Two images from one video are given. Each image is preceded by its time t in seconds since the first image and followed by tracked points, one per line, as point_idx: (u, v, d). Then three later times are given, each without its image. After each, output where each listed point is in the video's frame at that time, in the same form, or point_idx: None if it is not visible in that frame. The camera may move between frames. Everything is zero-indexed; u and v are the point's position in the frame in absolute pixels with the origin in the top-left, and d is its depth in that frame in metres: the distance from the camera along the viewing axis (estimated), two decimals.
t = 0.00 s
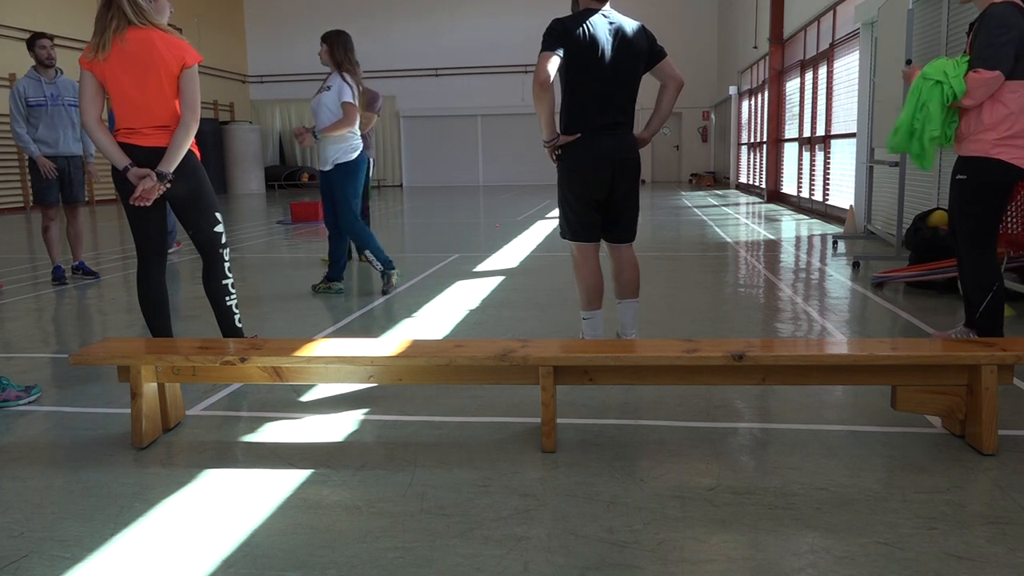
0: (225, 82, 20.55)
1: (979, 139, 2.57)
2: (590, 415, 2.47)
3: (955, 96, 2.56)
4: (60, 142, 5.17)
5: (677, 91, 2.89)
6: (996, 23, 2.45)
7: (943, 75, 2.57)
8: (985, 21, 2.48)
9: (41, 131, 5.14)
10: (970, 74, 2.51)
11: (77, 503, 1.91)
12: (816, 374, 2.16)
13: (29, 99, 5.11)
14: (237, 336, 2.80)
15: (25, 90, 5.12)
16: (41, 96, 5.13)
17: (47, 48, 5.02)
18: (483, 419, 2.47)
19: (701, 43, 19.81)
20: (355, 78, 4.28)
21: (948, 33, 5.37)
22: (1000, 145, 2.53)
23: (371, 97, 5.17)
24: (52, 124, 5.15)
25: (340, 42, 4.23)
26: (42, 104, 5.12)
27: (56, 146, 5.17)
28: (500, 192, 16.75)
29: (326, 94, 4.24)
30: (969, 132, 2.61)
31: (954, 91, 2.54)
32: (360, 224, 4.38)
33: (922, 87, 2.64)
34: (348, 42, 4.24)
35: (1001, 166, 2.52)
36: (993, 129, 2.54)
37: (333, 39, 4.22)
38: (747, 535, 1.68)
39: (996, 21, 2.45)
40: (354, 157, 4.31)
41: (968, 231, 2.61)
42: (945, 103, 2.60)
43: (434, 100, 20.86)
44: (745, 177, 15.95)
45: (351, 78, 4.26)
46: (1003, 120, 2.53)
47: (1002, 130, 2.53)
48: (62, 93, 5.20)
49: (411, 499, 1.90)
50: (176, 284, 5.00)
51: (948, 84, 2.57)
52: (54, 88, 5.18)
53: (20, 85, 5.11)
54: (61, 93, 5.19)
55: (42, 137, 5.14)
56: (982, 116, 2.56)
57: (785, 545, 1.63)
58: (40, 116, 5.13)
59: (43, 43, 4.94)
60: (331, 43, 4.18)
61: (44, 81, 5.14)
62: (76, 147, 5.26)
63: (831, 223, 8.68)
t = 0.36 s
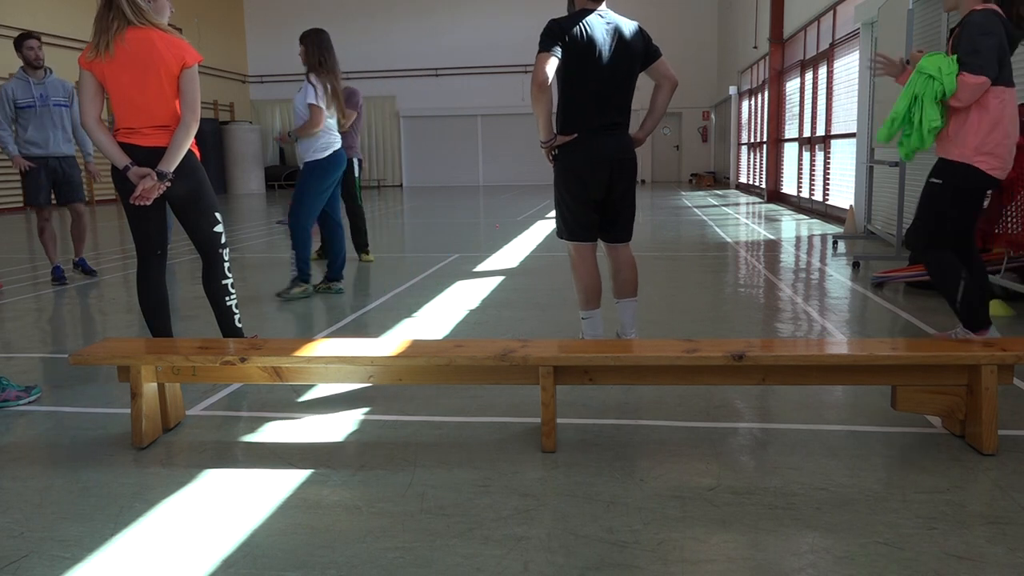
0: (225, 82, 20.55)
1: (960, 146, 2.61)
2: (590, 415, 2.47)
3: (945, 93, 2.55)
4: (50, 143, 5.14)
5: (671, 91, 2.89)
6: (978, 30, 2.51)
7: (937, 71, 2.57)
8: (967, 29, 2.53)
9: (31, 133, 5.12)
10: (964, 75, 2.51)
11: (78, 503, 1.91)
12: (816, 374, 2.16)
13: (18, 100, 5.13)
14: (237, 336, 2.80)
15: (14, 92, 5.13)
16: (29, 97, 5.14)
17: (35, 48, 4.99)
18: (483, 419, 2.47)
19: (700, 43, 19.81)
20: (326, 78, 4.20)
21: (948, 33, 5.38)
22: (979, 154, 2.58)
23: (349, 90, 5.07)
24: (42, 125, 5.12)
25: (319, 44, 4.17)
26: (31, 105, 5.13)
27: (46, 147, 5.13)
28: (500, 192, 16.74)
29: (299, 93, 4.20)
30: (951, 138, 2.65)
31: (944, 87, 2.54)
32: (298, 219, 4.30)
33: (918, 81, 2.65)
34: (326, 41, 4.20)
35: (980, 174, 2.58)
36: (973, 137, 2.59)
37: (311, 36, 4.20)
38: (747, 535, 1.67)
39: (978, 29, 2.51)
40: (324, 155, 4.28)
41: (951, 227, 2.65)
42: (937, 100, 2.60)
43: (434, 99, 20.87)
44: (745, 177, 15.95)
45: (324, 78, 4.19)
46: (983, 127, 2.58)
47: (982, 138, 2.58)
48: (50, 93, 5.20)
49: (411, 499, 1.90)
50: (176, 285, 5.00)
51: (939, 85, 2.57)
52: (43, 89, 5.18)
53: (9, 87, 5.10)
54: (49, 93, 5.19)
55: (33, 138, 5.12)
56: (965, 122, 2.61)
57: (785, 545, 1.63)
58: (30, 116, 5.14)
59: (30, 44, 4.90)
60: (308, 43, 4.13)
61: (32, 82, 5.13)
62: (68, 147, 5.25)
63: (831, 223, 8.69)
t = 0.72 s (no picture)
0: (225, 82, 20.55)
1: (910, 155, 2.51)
2: (590, 415, 2.47)
3: (908, 109, 2.41)
4: (49, 143, 5.14)
5: (671, 91, 2.89)
6: (931, 43, 2.40)
7: (894, 87, 2.40)
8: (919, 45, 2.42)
9: (29, 132, 5.11)
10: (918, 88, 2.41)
11: (78, 503, 1.91)
12: (816, 374, 2.16)
13: (14, 100, 5.12)
14: (237, 336, 2.80)
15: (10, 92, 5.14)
16: (26, 97, 5.15)
17: (29, 48, 5.01)
18: (484, 419, 2.47)
19: (700, 43, 19.81)
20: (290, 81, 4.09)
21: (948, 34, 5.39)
22: (928, 162, 2.49)
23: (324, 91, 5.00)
24: (40, 124, 5.12)
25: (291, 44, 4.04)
26: (28, 104, 5.14)
27: (45, 146, 5.14)
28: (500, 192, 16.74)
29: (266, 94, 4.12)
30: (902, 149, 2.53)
31: (906, 104, 2.39)
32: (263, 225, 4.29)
33: (871, 100, 2.44)
34: (299, 42, 4.06)
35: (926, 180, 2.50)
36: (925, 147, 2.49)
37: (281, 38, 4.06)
38: (747, 535, 1.67)
39: (933, 41, 2.40)
40: (285, 156, 4.22)
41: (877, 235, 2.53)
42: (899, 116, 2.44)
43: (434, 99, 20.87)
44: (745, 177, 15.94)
45: (289, 82, 4.09)
46: (933, 139, 2.49)
47: (934, 145, 2.48)
48: (45, 92, 5.22)
49: (411, 499, 1.90)
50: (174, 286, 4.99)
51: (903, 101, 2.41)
52: (39, 88, 5.20)
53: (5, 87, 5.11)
54: (45, 92, 5.21)
55: (31, 137, 5.11)
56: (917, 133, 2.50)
57: (785, 546, 1.63)
58: (27, 115, 5.13)
59: (25, 43, 4.92)
60: (280, 42, 4.01)
61: (28, 82, 5.15)
62: (68, 145, 5.25)
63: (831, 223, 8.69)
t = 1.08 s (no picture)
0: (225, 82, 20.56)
1: (842, 144, 2.68)
2: (590, 415, 2.47)
3: (839, 100, 2.58)
4: (52, 143, 5.13)
5: (673, 90, 2.89)
6: (858, 36, 2.60)
7: (828, 77, 2.57)
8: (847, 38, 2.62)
9: (31, 132, 5.10)
10: (849, 80, 2.60)
11: (79, 503, 1.91)
12: (816, 374, 2.16)
13: (17, 101, 5.13)
14: (237, 336, 2.80)
15: (12, 93, 5.14)
16: (28, 97, 5.16)
17: (31, 48, 5.01)
18: (484, 419, 2.47)
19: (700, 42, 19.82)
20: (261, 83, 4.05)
21: (948, 35, 5.40)
22: (865, 151, 2.69)
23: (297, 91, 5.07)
24: (43, 125, 5.12)
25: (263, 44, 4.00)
26: (30, 105, 5.15)
27: (48, 147, 5.12)
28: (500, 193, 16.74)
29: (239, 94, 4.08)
30: (832, 138, 2.69)
31: (839, 94, 2.56)
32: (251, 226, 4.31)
33: (803, 87, 2.60)
34: (270, 41, 4.02)
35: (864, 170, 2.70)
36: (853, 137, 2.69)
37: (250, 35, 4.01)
38: (746, 535, 1.67)
39: (860, 34, 2.60)
40: (259, 154, 4.20)
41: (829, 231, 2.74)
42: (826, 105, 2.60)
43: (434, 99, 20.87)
44: (745, 177, 15.92)
45: (262, 84, 4.05)
46: (861, 129, 2.68)
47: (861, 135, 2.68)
48: (47, 92, 5.23)
49: (411, 499, 1.90)
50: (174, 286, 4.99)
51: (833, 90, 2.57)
52: (41, 88, 5.21)
53: (7, 89, 5.11)
54: (47, 92, 5.22)
55: (33, 137, 5.10)
56: (847, 123, 2.67)
57: (785, 546, 1.63)
58: (30, 116, 5.15)
59: (25, 43, 4.93)
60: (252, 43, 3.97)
61: (30, 82, 5.16)
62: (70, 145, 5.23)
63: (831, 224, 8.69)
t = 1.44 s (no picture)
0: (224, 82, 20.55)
1: (805, 143, 2.71)
2: (590, 415, 2.47)
3: (798, 97, 2.61)
4: (53, 143, 5.14)
5: (673, 90, 2.90)
6: (812, 34, 2.64)
7: (785, 75, 2.60)
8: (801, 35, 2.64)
9: (33, 133, 5.12)
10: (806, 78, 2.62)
11: (79, 503, 1.91)
12: (816, 374, 2.16)
13: (19, 102, 5.12)
14: (237, 336, 2.80)
15: (15, 93, 5.13)
16: (30, 98, 5.13)
17: (34, 48, 4.97)
18: (484, 419, 2.47)
19: (700, 42, 19.82)
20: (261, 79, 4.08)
21: (948, 35, 5.41)
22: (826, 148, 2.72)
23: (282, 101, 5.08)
24: (43, 126, 5.12)
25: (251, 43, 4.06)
26: (32, 106, 5.12)
27: (49, 147, 5.14)
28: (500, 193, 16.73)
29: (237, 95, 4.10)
30: (797, 136, 2.71)
31: (798, 91, 2.59)
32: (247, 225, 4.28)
33: (763, 87, 2.63)
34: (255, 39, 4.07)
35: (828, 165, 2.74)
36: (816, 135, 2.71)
37: (240, 34, 4.01)
38: (746, 535, 1.67)
39: (812, 32, 2.64)
40: (261, 156, 4.19)
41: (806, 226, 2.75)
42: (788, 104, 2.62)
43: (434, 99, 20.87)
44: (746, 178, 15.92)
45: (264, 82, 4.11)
46: (820, 127, 2.71)
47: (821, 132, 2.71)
48: (49, 92, 5.19)
49: (412, 499, 1.90)
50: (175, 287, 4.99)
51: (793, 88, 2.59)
52: (43, 88, 5.17)
53: (10, 89, 5.11)
54: (49, 93, 5.17)
55: (34, 138, 5.12)
56: (808, 121, 2.70)
57: (785, 545, 1.63)
58: (31, 118, 5.13)
59: (28, 43, 4.93)
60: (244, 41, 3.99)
61: (32, 83, 5.13)
62: (71, 146, 5.23)
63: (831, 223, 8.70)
